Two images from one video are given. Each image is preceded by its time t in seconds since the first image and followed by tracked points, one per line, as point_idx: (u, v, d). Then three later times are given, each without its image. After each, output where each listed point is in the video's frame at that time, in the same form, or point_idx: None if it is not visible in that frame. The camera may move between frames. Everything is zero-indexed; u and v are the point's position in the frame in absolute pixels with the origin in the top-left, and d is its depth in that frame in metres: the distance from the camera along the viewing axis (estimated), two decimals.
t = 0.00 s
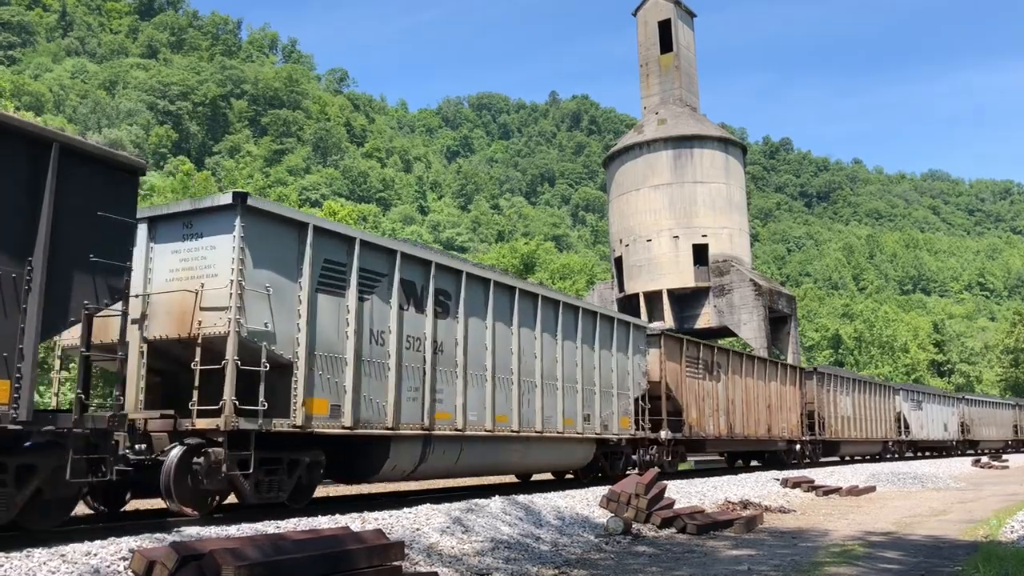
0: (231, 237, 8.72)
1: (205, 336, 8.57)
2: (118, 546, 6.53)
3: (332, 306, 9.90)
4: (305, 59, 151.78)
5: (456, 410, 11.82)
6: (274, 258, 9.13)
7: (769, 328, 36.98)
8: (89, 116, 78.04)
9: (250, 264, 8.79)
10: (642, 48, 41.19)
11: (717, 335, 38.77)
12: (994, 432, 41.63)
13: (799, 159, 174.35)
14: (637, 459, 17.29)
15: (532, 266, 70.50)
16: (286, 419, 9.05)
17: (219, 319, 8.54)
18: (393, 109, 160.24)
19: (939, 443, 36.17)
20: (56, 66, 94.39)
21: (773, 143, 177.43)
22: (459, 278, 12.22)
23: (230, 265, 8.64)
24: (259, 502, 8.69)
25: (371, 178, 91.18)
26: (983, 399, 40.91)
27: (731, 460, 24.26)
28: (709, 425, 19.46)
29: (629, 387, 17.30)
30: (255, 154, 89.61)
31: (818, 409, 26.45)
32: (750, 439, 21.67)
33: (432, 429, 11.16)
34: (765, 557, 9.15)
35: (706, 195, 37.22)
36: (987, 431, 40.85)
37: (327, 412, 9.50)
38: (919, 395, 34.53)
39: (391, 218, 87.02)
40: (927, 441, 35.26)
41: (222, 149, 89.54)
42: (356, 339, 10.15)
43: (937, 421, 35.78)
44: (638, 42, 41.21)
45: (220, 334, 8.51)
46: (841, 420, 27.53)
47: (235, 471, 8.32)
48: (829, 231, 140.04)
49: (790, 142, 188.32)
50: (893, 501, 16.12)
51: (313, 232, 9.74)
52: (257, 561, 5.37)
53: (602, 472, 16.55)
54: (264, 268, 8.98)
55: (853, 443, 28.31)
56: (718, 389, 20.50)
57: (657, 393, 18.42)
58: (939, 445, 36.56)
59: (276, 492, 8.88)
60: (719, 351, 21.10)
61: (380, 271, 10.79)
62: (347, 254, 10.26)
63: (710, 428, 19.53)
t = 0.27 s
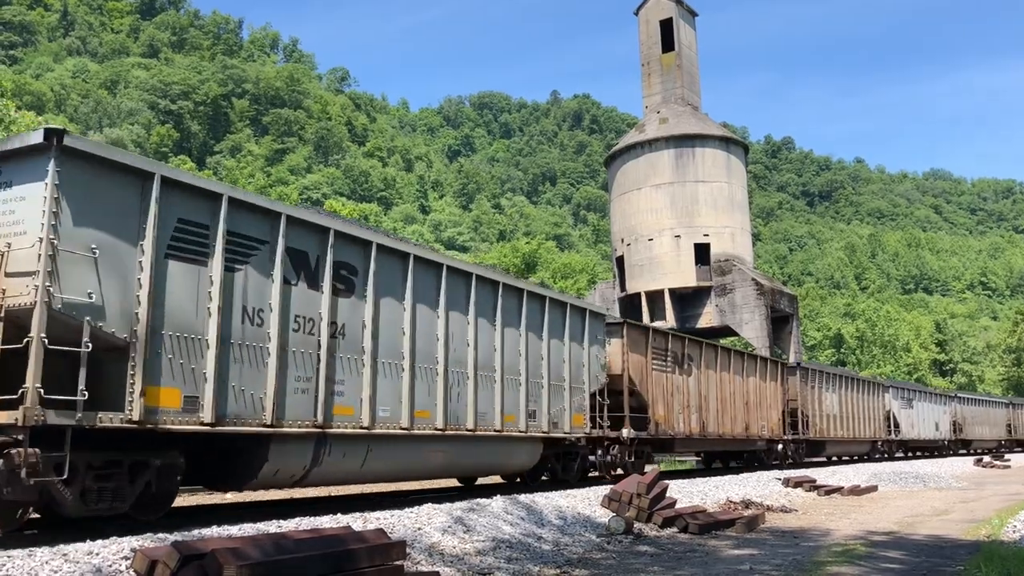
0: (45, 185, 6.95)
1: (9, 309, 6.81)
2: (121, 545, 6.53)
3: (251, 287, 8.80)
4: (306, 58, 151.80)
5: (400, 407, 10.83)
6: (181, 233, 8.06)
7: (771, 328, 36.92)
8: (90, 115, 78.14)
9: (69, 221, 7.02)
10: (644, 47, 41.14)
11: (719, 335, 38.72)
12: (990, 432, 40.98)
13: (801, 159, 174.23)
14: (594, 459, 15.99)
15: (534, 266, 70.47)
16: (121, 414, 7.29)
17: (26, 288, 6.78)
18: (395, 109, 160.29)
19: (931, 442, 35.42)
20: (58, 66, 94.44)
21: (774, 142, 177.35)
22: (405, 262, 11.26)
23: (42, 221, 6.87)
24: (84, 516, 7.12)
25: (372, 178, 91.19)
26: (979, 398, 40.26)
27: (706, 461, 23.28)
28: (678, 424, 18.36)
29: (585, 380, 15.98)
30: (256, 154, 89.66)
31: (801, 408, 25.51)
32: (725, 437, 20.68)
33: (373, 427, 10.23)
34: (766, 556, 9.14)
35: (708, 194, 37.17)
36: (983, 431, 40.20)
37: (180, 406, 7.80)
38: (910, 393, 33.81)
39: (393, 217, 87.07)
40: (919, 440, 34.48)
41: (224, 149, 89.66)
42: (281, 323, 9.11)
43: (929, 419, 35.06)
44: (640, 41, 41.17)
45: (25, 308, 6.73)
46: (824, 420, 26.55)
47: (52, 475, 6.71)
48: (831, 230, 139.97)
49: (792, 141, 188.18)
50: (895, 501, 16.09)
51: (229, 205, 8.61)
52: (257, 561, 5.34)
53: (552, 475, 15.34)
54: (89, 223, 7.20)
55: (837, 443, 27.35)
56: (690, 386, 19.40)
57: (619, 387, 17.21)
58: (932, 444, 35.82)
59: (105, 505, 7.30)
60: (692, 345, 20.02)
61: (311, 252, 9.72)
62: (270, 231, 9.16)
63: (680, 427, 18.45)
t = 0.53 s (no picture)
0: None
1: None
2: (122, 544, 6.53)
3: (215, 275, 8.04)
4: (308, 57, 151.89)
5: (375, 408, 9.98)
6: (138, 216, 7.25)
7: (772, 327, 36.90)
8: (92, 114, 78.28)
9: None
10: (645, 46, 41.10)
11: (720, 335, 38.75)
12: (983, 431, 40.47)
13: (802, 158, 174.18)
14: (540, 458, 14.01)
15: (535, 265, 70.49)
16: None
17: None
18: (396, 108, 160.33)
19: (921, 443, 34.76)
20: (59, 65, 94.52)
21: (776, 142, 177.27)
22: (381, 253, 10.39)
23: None
24: None
25: (374, 177, 91.26)
26: (971, 397, 39.80)
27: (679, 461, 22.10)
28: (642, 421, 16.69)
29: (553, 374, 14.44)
30: (258, 153, 89.73)
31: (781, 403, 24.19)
32: (696, 436, 19.05)
33: (346, 427, 9.43)
34: (768, 556, 9.13)
35: (709, 194, 37.15)
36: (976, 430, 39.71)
37: None
38: (900, 391, 33.17)
39: (394, 217, 87.19)
40: (909, 441, 33.76)
41: (225, 148, 89.79)
42: (245, 318, 8.28)
43: (920, 419, 34.45)
44: (641, 40, 41.13)
45: None
46: (805, 417, 25.21)
47: None
48: (832, 229, 139.94)
49: (793, 140, 188.11)
50: (896, 500, 16.07)
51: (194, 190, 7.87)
52: (257, 561, 5.33)
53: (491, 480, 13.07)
54: None
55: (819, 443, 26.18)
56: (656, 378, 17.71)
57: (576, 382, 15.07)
58: (923, 444, 35.15)
59: None
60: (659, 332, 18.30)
61: (279, 246, 8.88)
62: (233, 222, 8.32)
63: (646, 424, 16.82)
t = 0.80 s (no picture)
0: None
1: None
2: (125, 543, 6.55)
3: (176, 265, 7.89)
4: (309, 56, 151.83)
5: (346, 403, 9.88)
6: (91, 205, 7.09)
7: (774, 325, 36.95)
8: (93, 113, 78.40)
9: None
10: (647, 44, 41.05)
11: (722, 334, 38.71)
12: (975, 430, 40.07)
13: (805, 157, 173.97)
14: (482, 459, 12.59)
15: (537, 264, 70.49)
16: None
17: None
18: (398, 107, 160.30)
19: (911, 441, 34.34)
20: (61, 64, 94.58)
21: (777, 141, 177.12)
22: (353, 244, 10.35)
23: None
24: None
25: (375, 176, 91.29)
26: (963, 395, 39.43)
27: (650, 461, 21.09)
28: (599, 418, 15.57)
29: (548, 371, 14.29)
30: (260, 152, 89.78)
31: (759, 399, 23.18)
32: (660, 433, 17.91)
33: (315, 425, 9.30)
34: (770, 555, 9.15)
35: (711, 192, 37.13)
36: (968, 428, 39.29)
37: None
38: (888, 388, 32.82)
39: (396, 215, 87.25)
40: (898, 439, 33.34)
41: (227, 147, 89.90)
42: (205, 312, 8.11)
43: (910, 417, 34.04)
44: (643, 38, 41.05)
45: None
46: (782, 415, 24.16)
47: None
48: (834, 228, 139.85)
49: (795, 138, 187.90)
50: (897, 499, 16.06)
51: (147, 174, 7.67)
52: (258, 560, 5.32)
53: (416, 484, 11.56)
54: None
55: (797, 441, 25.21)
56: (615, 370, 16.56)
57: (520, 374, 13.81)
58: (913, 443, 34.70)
59: None
60: (621, 322, 17.15)
61: (242, 233, 8.74)
62: (192, 207, 8.14)
63: (602, 420, 15.70)
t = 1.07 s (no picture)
0: None
1: None
2: (127, 542, 6.56)
3: (119, 251, 7.40)
4: (311, 55, 151.86)
5: (317, 405, 9.56)
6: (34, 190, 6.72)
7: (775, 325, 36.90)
8: (95, 113, 78.50)
9: None
10: (649, 43, 41.04)
11: (724, 334, 38.66)
12: (967, 429, 39.25)
13: (806, 155, 173.79)
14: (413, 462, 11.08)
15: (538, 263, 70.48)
16: None
17: None
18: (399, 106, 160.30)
19: (902, 440, 33.35)
20: (63, 64, 94.66)
21: (779, 139, 176.97)
22: (324, 237, 10.07)
23: None
24: None
25: (377, 176, 91.33)
26: (954, 393, 38.58)
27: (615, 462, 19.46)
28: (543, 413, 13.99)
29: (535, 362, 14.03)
30: (261, 151, 89.83)
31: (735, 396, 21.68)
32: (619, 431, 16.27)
33: (280, 423, 8.98)
34: (772, 554, 9.15)
35: (712, 192, 37.12)
36: (959, 426, 38.40)
37: None
38: (877, 384, 31.87)
39: (397, 214, 87.28)
40: (888, 439, 32.28)
41: (229, 146, 90.00)
42: (159, 304, 7.71)
43: (900, 416, 33.10)
44: (644, 38, 41.05)
45: None
46: (759, 413, 22.61)
47: None
48: (836, 227, 139.66)
49: (797, 137, 187.70)
50: (899, 498, 16.04)
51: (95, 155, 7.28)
52: (258, 560, 5.31)
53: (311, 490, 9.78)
54: None
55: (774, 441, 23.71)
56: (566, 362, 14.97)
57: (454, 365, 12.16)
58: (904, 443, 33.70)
59: None
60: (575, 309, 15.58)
61: (202, 221, 8.34)
62: (145, 193, 7.76)
63: (549, 417, 14.14)
